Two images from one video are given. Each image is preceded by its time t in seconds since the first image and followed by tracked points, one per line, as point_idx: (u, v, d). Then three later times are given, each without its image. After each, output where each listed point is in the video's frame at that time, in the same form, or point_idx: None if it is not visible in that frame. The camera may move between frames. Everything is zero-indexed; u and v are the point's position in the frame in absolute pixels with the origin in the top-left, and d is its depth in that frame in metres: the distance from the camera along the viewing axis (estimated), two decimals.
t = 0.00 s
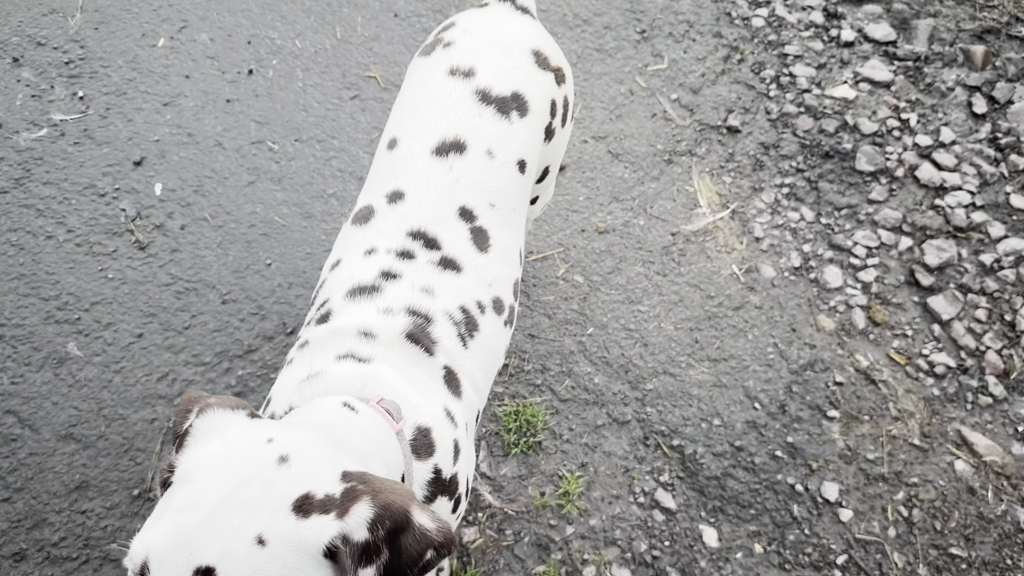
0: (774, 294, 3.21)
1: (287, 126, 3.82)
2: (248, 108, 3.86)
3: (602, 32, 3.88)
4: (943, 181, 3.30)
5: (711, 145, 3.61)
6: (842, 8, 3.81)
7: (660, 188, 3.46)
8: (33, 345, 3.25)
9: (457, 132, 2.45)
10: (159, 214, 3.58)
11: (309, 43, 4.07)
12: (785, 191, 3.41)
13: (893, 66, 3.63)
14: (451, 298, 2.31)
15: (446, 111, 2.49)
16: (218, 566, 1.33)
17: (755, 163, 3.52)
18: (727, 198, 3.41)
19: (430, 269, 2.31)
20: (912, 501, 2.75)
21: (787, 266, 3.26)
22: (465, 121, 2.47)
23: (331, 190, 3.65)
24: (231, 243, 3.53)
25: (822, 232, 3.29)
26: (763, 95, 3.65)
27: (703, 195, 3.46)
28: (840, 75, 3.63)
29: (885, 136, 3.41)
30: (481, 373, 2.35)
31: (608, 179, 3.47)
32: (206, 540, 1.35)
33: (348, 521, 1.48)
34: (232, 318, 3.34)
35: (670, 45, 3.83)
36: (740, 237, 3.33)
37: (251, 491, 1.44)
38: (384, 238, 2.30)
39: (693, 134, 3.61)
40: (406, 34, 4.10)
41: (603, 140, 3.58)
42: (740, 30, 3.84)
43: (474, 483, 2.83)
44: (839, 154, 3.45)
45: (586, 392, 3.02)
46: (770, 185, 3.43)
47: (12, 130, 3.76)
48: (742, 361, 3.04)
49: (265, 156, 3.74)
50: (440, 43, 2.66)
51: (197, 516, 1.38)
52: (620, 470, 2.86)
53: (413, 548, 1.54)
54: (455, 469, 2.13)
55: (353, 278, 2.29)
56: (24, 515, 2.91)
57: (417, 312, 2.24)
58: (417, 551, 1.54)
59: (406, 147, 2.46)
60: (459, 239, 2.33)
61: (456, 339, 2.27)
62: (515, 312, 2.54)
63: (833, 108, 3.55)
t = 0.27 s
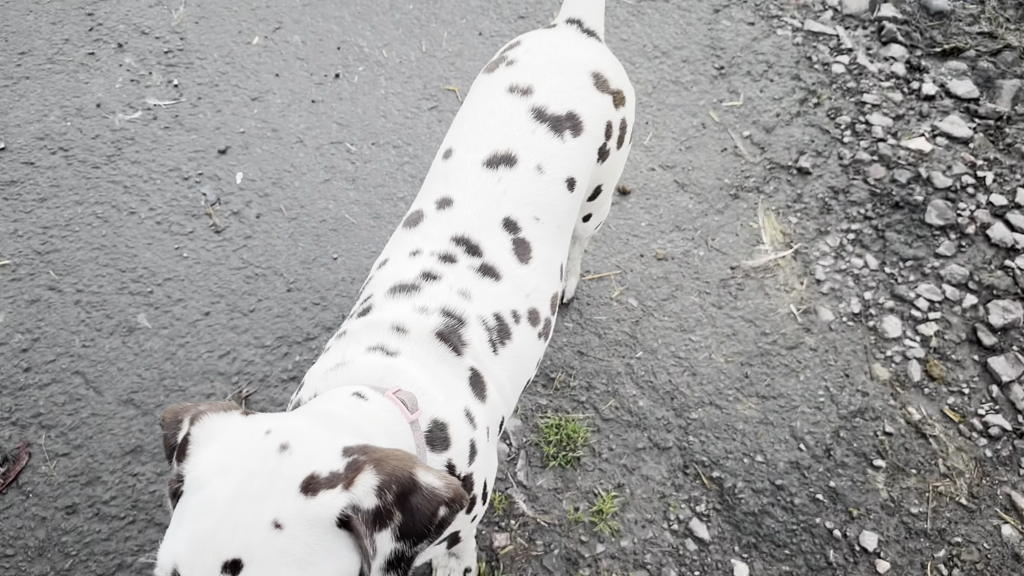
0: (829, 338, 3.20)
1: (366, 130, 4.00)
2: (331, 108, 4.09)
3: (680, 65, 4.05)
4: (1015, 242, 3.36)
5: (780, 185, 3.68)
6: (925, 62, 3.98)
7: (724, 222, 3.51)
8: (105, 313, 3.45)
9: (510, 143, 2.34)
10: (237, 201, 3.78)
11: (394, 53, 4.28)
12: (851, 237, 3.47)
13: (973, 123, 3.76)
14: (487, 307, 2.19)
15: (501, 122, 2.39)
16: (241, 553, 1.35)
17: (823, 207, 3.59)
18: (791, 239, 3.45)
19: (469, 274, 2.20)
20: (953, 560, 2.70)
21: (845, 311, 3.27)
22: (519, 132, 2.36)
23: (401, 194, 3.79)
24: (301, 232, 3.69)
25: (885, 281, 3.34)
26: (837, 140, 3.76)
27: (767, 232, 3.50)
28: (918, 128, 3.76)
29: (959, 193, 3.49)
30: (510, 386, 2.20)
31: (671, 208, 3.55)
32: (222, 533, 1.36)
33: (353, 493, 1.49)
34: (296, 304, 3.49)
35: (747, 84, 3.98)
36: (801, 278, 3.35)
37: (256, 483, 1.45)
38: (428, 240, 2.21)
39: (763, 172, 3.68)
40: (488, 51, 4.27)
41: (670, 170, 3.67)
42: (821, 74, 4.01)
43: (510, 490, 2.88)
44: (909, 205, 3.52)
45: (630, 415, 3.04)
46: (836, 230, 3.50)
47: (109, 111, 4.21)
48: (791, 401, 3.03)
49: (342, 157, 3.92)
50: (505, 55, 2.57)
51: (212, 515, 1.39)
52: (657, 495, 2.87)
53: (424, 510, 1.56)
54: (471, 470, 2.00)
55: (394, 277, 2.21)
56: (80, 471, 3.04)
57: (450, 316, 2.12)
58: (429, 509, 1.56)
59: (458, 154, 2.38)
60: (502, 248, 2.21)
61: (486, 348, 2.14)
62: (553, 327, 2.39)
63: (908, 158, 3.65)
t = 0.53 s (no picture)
0: (880, 344, 3.15)
1: (431, 112, 4.12)
2: (399, 90, 4.23)
3: (746, 71, 4.12)
4: None
5: (839, 193, 3.67)
6: (995, 88, 4.05)
7: (781, 223, 3.51)
8: (167, 263, 3.56)
9: (569, 100, 2.38)
10: (302, 168, 3.92)
11: (465, 43, 4.44)
12: (909, 248, 3.44)
13: None
14: (534, 250, 2.18)
15: (561, 79, 2.43)
16: (319, 359, 1.47)
17: (882, 218, 3.56)
18: (848, 245, 3.43)
19: (519, 218, 2.21)
20: None
21: (900, 320, 3.23)
22: (578, 90, 2.40)
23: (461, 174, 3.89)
24: (360, 202, 3.80)
25: (942, 294, 3.29)
26: (901, 154, 3.76)
27: (824, 237, 3.49)
28: (985, 148, 3.78)
29: None
30: (548, 332, 2.18)
31: (728, 205, 3.56)
32: (297, 347, 1.48)
33: (413, 316, 1.57)
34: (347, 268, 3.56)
35: (812, 94, 4.03)
36: (857, 283, 3.32)
37: (319, 308, 1.55)
38: (482, 183, 2.23)
39: (823, 178, 3.69)
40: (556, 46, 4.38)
41: (730, 170, 3.70)
42: (887, 90, 4.04)
43: (544, 462, 2.88)
44: (972, 222, 3.49)
45: (671, 401, 3.02)
46: (894, 240, 3.46)
47: (189, 78, 4.41)
48: (838, 403, 2.99)
49: (406, 135, 4.04)
50: (569, 22, 2.61)
51: (287, 333, 1.51)
52: (694, 482, 2.84)
53: (478, 338, 1.64)
54: (507, 401, 1.97)
55: (444, 217, 2.23)
56: (130, 408, 3.09)
57: (498, 251, 2.11)
58: (481, 340, 1.64)
59: (517, 108, 2.42)
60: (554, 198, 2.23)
61: (530, 289, 2.12)
62: (595, 286, 2.37)
63: (973, 176, 3.64)
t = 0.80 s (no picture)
0: (907, 343, 3.15)
1: (464, 109, 4.22)
2: (433, 86, 4.33)
3: (776, 77, 4.16)
4: None
5: (867, 197, 3.68)
6: None
7: (809, 223, 3.53)
8: (204, 243, 3.59)
9: (601, 65, 2.45)
10: (338, 157, 4.02)
11: (498, 44, 4.55)
12: (936, 252, 3.44)
13: None
14: (564, 205, 2.22)
15: (594, 46, 2.50)
16: (378, 277, 1.54)
17: (910, 221, 3.57)
18: (876, 246, 3.44)
19: (550, 175, 2.26)
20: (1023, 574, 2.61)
21: (927, 320, 3.23)
22: (610, 56, 2.47)
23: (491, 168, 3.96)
24: (392, 192, 3.88)
25: (969, 296, 3.29)
26: (930, 161, 3.76)
27: (852, 237, 3.50)
28: (1013, 157, 3.75)
29: None
30: (576, 285, 2.21)
31: (756, 204, 3.59)
32: (359, 264, 1.55)
33: (465, 236, 1.67)
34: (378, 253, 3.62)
35: (842, 101, 4.05)
36: (883, 283, 3.33)
37: (375, 230, 1.62)
38: (514, 141, 2.29)
39: (852, 182, 3.71)
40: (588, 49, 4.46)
41: (758, 170, 3.74)
42: (915, 100, 4.04)
43: (568, 445, 2.90)
44: (1000, 229, 3.48)
45: (696, 390, 3.02)
46: (921, 244, 3.47)
47: (230, 70, 4.52)
48: (864, 398, 2.99)
49: (439, 129, 4.13)
50: None
51: (347, 254, 1.58)
52: (718, 470, 2.84)
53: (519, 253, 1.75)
54: (537, 347, 2.02)
55: (478, 173, 2.28)
56: (162, 378, 3.10)
57: (529, 203, 2.16)
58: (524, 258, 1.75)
59: (550, 74, 2.50)
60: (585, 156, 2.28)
61: (559, 240, 2.16)
62: (622, 247, 2.41)
63: (1001, 185, 3.63)
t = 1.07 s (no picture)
0: (910, 316, 3.25)
1: (473, 104, 4.34)
2: (443, 83, 4.47)
3: (773, 71, 4.26)
4: None
5: (865, 180, 3.79)
6: (1012, 89, 4.04)
7: (811, 205, 3.66)
8: (224, 234, 3.68)
9: (618, 36, 2.60)
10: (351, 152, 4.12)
11: (503, 43, 4.68)
12: (934, 231, 3.52)
13: None
14: (587, 165, 2.35)
15: (611, 19, 2.65)
16: (387, 208, 1.67)
17: (907, 203, 3.66)
18: (876, 225, 3.55)
19: (573, 136, 2.39)
20: None
21: (928, 294, 3.32)
22: (626, 28, 2.62)
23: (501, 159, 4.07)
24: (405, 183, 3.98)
25: (967, 272, 3.36)
26: (923, 146, 3.85)
27: (852, 218, 3.62)
28: (1004, 143, 3.80)
29: None
30: (599, 242, 2.34)
31: (759, 188, 3.72)
32: (374, 196, 1.69)
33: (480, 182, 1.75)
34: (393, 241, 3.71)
35: (837, 91, 4.15)
36: (885, 260, 3.43)
37: (393, 170, 1.76)
38: (538, 106, 2.43)
39: (850, 166, 3.82)
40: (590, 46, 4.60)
41: (760, 157, 3.86)
42: (907, 90, 4.11)
43: (586, 416, 2.98)
44: (994, 209, 3.54)
45: (708, 363, 3.13)
46: (919, 223, 3.56)
47: (243, 72, 4.58)
48: (871, 367, 3.09)
49: (449, 124, 4.25)
50: None
51: (365, 189, 1.72)
52: (732, 437, 2.93)
53: (535, 213, 1.82)
54: (562, 298, 2.12)
55: (505, 136, 2.42)
56: (188, 360, 3.17)
57: (554, 161, 2.28)
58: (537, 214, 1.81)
59: (569, 46, 2.65)
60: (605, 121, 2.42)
61: (583, 197, 2.28)
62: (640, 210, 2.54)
63: (992, 168, 3.69)
